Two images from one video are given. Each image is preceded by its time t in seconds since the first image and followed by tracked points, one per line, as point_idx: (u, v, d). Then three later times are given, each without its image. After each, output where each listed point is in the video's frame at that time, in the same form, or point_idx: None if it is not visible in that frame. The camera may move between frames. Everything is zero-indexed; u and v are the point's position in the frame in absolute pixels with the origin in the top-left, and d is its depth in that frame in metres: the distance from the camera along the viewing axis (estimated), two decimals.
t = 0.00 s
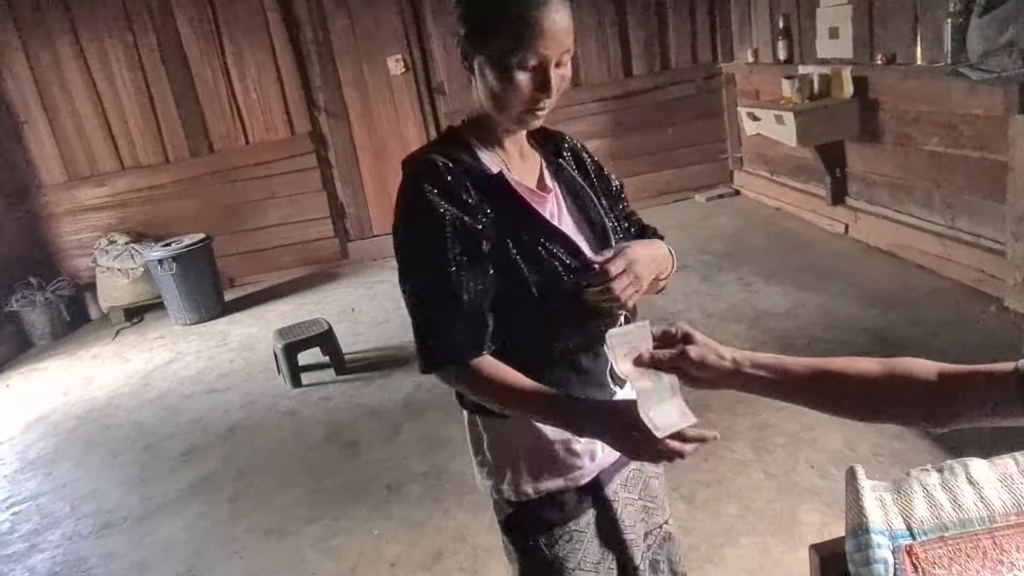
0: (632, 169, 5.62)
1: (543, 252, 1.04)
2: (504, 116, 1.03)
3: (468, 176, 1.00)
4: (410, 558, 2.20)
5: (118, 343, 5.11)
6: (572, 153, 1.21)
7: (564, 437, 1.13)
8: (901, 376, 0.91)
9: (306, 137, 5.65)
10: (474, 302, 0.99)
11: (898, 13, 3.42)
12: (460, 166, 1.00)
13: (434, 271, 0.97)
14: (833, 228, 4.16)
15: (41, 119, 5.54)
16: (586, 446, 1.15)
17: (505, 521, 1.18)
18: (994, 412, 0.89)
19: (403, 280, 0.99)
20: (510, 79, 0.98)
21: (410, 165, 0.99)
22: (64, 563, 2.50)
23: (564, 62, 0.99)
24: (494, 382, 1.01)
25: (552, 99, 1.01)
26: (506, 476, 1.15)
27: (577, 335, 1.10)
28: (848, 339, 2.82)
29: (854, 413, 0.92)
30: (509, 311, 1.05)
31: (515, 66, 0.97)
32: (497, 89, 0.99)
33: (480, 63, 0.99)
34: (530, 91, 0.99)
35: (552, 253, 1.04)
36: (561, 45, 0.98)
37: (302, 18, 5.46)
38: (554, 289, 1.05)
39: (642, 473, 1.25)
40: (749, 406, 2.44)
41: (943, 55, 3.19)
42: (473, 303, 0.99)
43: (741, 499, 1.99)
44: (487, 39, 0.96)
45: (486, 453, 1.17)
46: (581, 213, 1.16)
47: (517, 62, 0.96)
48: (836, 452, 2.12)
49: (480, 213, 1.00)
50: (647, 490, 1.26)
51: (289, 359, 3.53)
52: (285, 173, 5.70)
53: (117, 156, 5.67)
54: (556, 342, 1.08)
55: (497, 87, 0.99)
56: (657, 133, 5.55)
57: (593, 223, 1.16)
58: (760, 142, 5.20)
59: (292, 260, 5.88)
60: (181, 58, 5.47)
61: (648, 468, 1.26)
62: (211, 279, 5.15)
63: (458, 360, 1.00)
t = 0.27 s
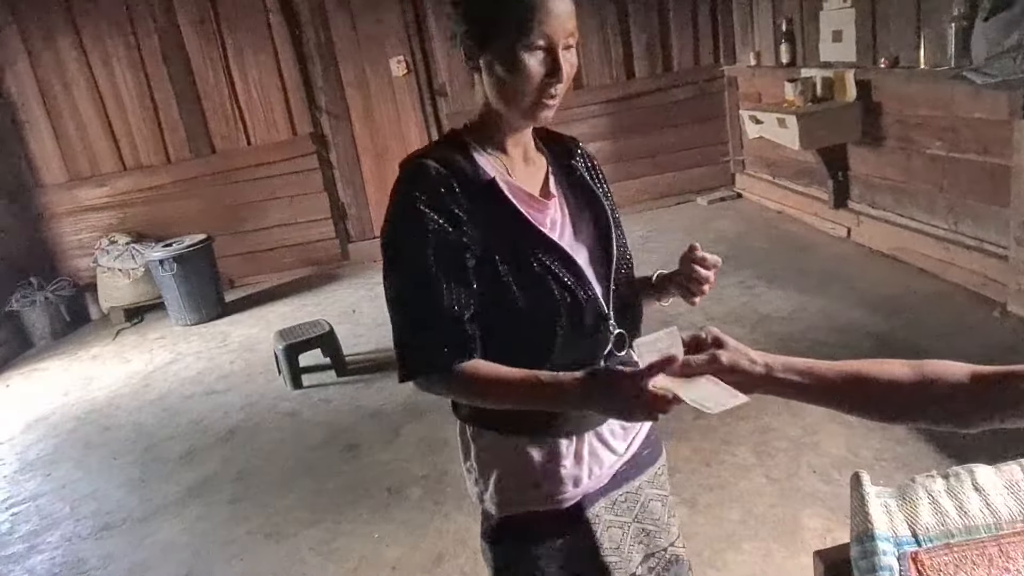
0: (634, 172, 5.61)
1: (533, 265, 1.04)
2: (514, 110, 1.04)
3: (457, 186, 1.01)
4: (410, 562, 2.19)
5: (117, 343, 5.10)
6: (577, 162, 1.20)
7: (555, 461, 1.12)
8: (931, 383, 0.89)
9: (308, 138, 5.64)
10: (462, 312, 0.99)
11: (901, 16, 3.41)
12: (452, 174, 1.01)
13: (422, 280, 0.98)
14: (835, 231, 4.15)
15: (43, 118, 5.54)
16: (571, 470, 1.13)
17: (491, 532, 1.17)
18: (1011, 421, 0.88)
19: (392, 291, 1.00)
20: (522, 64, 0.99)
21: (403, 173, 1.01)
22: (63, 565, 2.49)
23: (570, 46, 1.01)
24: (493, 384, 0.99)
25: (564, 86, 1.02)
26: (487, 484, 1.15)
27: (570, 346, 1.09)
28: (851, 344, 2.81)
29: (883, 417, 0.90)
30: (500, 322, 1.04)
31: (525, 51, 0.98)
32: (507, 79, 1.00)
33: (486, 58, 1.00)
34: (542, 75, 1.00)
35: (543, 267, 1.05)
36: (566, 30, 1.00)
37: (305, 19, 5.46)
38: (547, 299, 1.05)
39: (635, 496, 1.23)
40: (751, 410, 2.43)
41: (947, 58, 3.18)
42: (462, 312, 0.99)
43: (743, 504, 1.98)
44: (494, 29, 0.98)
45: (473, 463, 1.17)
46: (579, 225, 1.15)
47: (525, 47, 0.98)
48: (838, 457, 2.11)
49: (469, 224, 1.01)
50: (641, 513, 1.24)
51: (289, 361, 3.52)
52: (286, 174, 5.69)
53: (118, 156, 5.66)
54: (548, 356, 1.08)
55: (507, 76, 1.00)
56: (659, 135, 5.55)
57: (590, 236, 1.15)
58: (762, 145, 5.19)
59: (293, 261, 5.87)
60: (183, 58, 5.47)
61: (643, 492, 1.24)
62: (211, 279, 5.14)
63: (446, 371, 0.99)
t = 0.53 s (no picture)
0: (637, 175, 5.61)
1: (520, 269, 1.05)
2: (504, 93, 1.04)
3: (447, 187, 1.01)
4: (415, 564, 2.18)
5: (119, 343, 5.10)
6: (565, 161, 1.20)
7: (531, 465, 1.12)
8: (951, 390, 0.89)
9: (311, 139, 5.64)
10: (456, 313, 0.99)
11: (906, 21, 3.42)
12: (440, 174, 1.01)
13: (414, 280, 0.97)
14: (838, 236, 4.16)
15: (46, 118, 5.54)
16: (548, 476, 1.13)
17: (468, 532, 1.19)
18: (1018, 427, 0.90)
19: (383, 290, 1.00)
20: (506, 40, 1.00)
21: (392, 171, 1.00)
22: (66, 565, 2.49)
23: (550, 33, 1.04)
24: (492, 387, 1.00)
25: (551, 58, 1.04)
26: (463, 483, 1.15)
27: (556, 344, 1.10)
28: (855, 348, 2.81)
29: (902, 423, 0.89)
30: (489, 324, 1.05)
31: (507, 27, 0.99)
32: (493, 62, 1.01)
33: (464, 45, 1.01)
34: (529, 51, 1.02)
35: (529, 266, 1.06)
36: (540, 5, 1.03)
37: (309, 20, 5.46)
38: (533, 303, 1.06)
39: (611, 502, 1.22)
40: (755, 414, 2.43)
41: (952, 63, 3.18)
42: (456, 313, 0.99)
43: (749, 507, 1.98)
44: (469, 12, 0.99)
45: (450, 463, 1.17)
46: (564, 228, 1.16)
47: (507, 25, 0.99)
48: (844, 461, 2.11)
49: (459, 224, 1.01)
50: (617, 519, 1.23)
51: (292, 361, 3.53)
52: (288, 174, 5.69)
53: (121, 156, 5.66)
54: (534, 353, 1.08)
55: (492, 58, 1.00)
56: (662, 138, 5.55)
57: (576, 240, 1.16)
58: (765, 148, 5.19)
59: (295, 262, 5.87)
60: (187, 59, 5.47)
61: (619, 498, 1.23)
62: (213, 279, 5.14)
63: (441, 373, 0.99)
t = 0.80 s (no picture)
0: (641, 178, 5.60)
1: (503, 274, 1.06)
2: (485, 97, 1.05)
3: (428, 194, 1.01)
4: (419, 567, 2.17)
5: (121, 343, 5.08)
6: (550, 163, 1.20)
7: (517, 466, 1.12)
8: (984, 411, 0.95)
9: (314, 140, 5.64)
10: (437, 321, 1.00)
11: (913, 25, 3.41)
12: (422, 182, 1.02)
13: (395, 289, 0.99)
14: (843, 241, 4.15)
15: (50, 117, 5.54)
16: (535, 478, 1.13)
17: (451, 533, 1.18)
18: None
19: (365, 298, 1.01)
20: (488, 43, 1.02)
21: (372, 180, 1.00)
22: (68, 565, 2.48)
23: (530, 37, 1.06)
24: (472, 390, 1.01)
25: (532, 60, 1.06)
26: (451, 487, 1.14)
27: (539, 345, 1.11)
28: (861, 353, 2.80)
29: (923, 435, 0.96)
30: (471, 329, 1.06)
31: (488, 28, 1.02)
32: (474, 64, 1.03)
33: (445, 49, 1.03)
34: (510, 54, 1.04)
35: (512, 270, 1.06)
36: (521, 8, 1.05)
37: (314, 21, 5.46)
38: (516, 306, 1.07)
39: (596, 506, 1.22)
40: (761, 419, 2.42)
41: (960, 68, 3.16)
42: (436, 321, 1.00)
43: (756, 513, 1.97)
44: (450, 15, 1.02)
45: (438, 468, 1.16)
46: (548, 230, 1.16)
47: (489, 28, 1.02)
48: (851, 467, 2.10)
49: (441, 232, 1.02)
50: (601, 523, 1.23)
51: (295, 361, 3.51)
52: (291, 175, 5.69)
53: (124, 155, 5.65)
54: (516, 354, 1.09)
55: (473, 60, 1.02)
56: (666, 142, 5.54)
57: (560, 241, 1.17)
58: (769, 152, 5.18)
59: (297, 263, 5.86)
60: (192, 58, 5.46)
61: (604, 502, 1.23)
62: (216, 280, 5.14)
63: (422, 379, 1.00)
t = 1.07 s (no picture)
0: (647, 184, 5.59)
1: (505, 280, 1.03)
2: (488, 97, 1.03)
3: (427, 201, 0.99)
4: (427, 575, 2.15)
5: (124, 345, 5.07)
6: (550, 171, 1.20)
7: (521, 476, 1.10)
8: None
9: (320, 143, 5.63)
10: (434, 329, 0.98)
11: (924, 33, 3.40)
12: (421, 188, 0.99)
13: (390, 298, 0.97)
14: (850, 249, 4.14)
15: (55, 118, 5.53)
16: (539, 486, 1.11)
17: (455, 544, 1.16)
18: None
19: (363, 307, 0.99)
20: (491, 42, 1.00)
21: (371, 187, 0.98)
22: (71, 570, 2.46)
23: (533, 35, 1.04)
24: (467, 393, 0.99)
25: (537, 58, 1.04)
26: (453, 493, 1.12)
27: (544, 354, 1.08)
28: (871, 361, 2.78)
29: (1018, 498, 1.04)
30: (472, 335, 1.03)
31: (490, 25, 1.00)
32: (477, 63, 1.01)
33: (446, 52, 1.02)
34: (515, 52, 1.02)
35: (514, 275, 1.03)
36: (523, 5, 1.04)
37: (320, 24, 5.46)
38: (520, 311, 1.04)
39: (601, 517, 1.19)
40: (771, 428, 2.41)
41: (971, 76, 3.15)
42: (433, 329, 0.98)
43: (769, 523, 1.95)
44: (451, 16, 1.01)
45: (441, 474, 1.13)
46: (551, 235, 1.14)
47: (492, 27, 1.00)
48: (863, 477, 2.08)
49: (440, 238, 1.00)
50: (605, 534, 1.20)
51: (300, 365, 3.50)
52: (296, 178, 5.68)
53: (129, 157, 5.64)
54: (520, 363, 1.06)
55: (476, 61, 1.01)
56: (672, 148, 5.53)
57: (565, 245, 1.15)
58: (775, 160, 5.17)
59: (301, 267, 5.85)
60: (198, 61, 5.46)
61: (609, 513, 1.20)
62: (220, 283, 5.12)
63: (417, 386, 0.99)
